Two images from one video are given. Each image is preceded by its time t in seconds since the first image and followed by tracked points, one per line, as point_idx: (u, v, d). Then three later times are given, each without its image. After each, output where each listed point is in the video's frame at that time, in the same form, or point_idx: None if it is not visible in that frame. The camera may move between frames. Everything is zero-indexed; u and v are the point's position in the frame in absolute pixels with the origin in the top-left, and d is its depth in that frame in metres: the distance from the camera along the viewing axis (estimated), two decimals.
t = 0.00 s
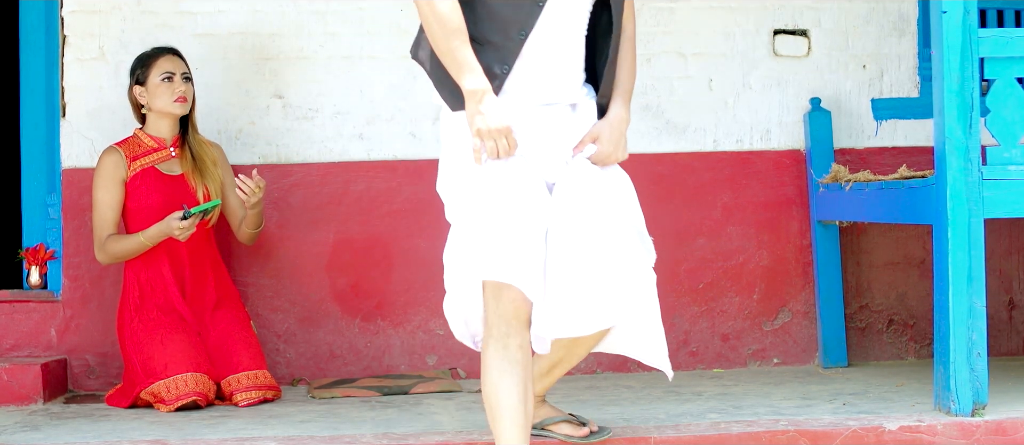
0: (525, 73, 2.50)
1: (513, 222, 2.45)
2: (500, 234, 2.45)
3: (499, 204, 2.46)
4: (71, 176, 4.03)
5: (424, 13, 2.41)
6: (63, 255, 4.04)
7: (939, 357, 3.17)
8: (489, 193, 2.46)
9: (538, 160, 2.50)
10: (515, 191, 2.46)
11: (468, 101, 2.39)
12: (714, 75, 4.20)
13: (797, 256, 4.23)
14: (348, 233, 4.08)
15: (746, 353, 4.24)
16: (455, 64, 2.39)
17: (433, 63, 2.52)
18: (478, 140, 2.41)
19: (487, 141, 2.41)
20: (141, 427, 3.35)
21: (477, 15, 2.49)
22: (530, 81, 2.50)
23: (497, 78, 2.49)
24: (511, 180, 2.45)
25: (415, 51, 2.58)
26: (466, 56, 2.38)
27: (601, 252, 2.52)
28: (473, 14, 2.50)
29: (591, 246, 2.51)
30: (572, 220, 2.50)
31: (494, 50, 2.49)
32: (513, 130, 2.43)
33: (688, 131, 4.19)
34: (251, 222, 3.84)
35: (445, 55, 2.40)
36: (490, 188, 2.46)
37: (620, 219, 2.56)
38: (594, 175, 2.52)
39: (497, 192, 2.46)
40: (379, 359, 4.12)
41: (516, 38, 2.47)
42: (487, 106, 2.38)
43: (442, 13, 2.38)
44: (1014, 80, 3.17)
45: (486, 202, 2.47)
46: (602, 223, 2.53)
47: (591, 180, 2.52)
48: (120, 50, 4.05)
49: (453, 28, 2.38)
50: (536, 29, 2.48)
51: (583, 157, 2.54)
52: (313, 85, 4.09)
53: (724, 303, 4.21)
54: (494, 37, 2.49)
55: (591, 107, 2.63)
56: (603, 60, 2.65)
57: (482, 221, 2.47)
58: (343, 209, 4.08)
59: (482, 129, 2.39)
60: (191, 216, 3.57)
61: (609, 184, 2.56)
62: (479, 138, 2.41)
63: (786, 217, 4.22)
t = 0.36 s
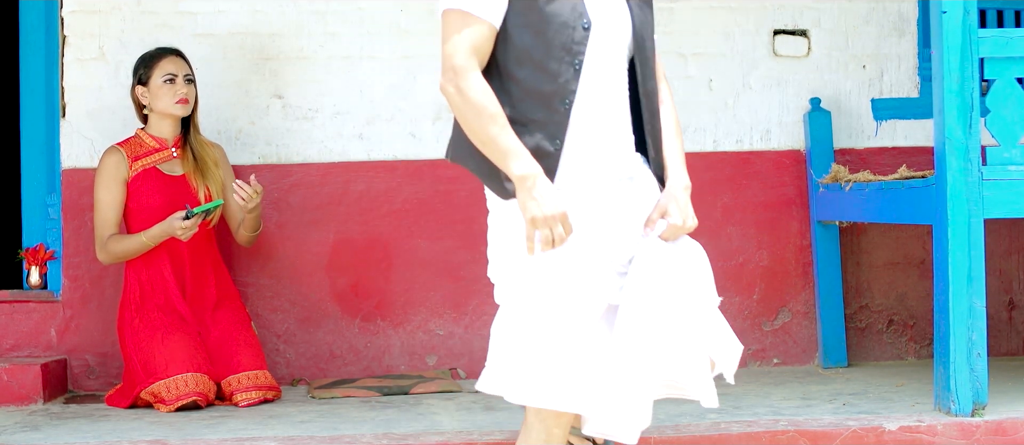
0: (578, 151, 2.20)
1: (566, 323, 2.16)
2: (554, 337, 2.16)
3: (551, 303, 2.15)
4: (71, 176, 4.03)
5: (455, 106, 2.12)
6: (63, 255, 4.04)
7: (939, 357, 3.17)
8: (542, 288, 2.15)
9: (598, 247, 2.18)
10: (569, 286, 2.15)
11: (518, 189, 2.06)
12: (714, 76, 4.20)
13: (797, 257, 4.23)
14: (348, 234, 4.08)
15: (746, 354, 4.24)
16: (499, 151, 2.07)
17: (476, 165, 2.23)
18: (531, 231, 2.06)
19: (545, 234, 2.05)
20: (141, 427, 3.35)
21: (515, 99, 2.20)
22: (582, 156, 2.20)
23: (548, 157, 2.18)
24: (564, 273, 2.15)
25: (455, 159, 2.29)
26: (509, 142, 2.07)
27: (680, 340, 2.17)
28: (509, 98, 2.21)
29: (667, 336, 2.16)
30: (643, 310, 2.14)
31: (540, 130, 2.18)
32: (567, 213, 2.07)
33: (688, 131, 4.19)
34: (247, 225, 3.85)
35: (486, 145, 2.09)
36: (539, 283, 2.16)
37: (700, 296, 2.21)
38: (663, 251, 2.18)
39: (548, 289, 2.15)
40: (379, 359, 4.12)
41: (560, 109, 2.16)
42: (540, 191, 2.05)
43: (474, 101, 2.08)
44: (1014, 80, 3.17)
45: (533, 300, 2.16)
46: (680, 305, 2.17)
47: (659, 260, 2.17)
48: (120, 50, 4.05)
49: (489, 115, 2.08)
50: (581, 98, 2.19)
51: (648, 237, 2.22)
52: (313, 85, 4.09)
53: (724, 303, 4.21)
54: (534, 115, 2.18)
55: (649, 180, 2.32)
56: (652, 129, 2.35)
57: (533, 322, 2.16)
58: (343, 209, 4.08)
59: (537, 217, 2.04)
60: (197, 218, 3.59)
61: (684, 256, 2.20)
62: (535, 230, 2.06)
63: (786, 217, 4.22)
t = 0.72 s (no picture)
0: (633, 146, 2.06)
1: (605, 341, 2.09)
2: (597, 360, 2.10)
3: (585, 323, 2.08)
4: (71, 176, 4.03)
5: (516, 104, 1.95)
6: (63, 255, 4.04)
7: (939, 357, 3.16)
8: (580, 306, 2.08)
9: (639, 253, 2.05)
10: (613, 298, 2.07)
11: (578, 198, 1.92)
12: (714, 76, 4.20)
13: (797, 257, 4.23)
14: (348, 234, 4.08)
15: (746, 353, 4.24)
16: (563, 156, 1.93)
17: (526, 158, 2.04)
18: (585, 242, 1.94)
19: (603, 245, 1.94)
20: (141, 427, 3.35)
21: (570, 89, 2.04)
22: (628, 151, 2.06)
23: (605, 152, 2.05)
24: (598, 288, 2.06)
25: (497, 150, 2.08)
26: (573, 146, 1.93)
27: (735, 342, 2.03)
28: (562, 89, 2.05)
29: (722, 341, 2.03)
30: (686, 316, 2.04)
31: (599, 124, 2.04)
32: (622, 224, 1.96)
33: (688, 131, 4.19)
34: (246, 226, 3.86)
35: (547, 149, 1.94)
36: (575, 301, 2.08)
37: (754, 293, 2.05)
38: (709, 259, 2.03)
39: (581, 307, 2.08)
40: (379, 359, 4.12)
41: (621, 103, 2.04)
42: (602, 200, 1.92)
43: (538, 102, 1.93)
44: (1014, 80, 3.17)
45: (568, 320, 2.09)
46: (731, 305, 2.03)
47: (701, 260, 2.03)
48: (120, 51, 4.05)
49: (553, 118, 1.93)
50: (641, 90, 2.06)
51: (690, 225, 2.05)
52: (312, 85, 4.09)
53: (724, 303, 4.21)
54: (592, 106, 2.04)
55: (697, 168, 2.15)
56: (702, 109, 2.16)
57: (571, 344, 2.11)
58: (343, 209, 4.08)
59: (596, 228, 1.92)
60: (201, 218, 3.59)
61: (732, 262, 2.04)
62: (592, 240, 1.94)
63: (786, 217, 4.22)
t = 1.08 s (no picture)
0: (716, 161, 1.85)
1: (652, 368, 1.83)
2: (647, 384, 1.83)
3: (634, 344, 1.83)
4: (71, 176, 4.03)
5: (592, 119, 1.73)
6: (63, 255, 4.04)
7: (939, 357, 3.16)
8: (629, 324, 1.83)
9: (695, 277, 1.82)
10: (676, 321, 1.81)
11: (648, 223, 1.71)
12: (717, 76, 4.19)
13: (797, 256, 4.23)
14: (348, 234, 4.08)
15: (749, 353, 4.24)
16: (637, 179, 1.71)
17: (600, 179, 1.82)
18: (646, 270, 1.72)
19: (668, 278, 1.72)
20: (140, 427, 3.35)
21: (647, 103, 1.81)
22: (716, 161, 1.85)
23: (683, 171, 1.82)
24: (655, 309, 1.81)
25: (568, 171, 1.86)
26: (648, 169, 1.72)
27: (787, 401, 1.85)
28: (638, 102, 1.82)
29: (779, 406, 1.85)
30: (740, 359, 1.84)
31: (677, 139, 1.81)
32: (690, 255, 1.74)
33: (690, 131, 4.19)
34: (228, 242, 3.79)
35: (618, 168, 1.72)
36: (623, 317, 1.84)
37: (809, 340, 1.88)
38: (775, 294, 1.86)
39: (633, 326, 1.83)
40: (379, 359, 4.12)
41: (700, 119, 1.81)
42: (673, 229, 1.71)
43: (616, 119, 1.71)
44: (1014, 80, 3.17)
45: (622, 332, 1.84)
46: (781, 351, 1.85)
47: (760, 299, 1.85)
48: (120, 50, 4.05)
49: (631, 136, 1.71)
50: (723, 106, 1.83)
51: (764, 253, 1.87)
52: (313, 85, 4.09)
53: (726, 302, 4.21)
54: (669, 122, 1.80)
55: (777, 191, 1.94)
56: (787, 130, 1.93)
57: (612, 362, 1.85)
58: (343, 209, 4.08)
59: (663, 257, 1.71)
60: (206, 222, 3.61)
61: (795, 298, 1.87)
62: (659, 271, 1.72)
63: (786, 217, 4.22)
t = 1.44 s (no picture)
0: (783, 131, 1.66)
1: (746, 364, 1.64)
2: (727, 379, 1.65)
3: (726, 337, 1.63)
4: (71, 176, 4.03)
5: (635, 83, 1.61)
6: (63, 255, 4.04)
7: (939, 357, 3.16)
8: (714, 311, 1.64)
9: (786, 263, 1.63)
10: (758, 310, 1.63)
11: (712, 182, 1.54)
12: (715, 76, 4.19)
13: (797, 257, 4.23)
14: (348, 234, 4.09)
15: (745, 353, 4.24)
16: (685, 139, 1.57)
17: (661, 151, 1.69)
18: (727, 229, 1.53)
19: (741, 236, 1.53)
20: (140, 427, 3.35)
21: (706, 67, 1.68)
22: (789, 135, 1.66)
23: (743, 138, 1.66)
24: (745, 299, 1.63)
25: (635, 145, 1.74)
26: (695, 125, 1.56)
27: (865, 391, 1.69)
28: (698, 69, 1.69)
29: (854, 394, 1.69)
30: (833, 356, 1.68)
31: (737, 106, 1.66)
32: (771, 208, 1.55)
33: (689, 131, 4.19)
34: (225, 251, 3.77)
35: (671, 130, 1.58)
36: (704, 304, 1.65)
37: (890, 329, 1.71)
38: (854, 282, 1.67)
39: (722, 318, 1.63)
40: (379, 359, 4.12)
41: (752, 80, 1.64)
42: (733, 182, 1.53)
43: (655, 78, 1.58)
44: (1014, 80, 3.17)
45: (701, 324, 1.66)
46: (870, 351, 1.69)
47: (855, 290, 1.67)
48: (120, 50, 4.05)
49: (673, 93, 1.57)
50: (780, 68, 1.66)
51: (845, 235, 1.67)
52: (312, 85, 4.09)
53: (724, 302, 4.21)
54: (730, 87, 1.66)
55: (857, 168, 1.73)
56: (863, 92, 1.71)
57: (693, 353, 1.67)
58: (343, 209, 4.08)
59: (730, 212, 1.52)
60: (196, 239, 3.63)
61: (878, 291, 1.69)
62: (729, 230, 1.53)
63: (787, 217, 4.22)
